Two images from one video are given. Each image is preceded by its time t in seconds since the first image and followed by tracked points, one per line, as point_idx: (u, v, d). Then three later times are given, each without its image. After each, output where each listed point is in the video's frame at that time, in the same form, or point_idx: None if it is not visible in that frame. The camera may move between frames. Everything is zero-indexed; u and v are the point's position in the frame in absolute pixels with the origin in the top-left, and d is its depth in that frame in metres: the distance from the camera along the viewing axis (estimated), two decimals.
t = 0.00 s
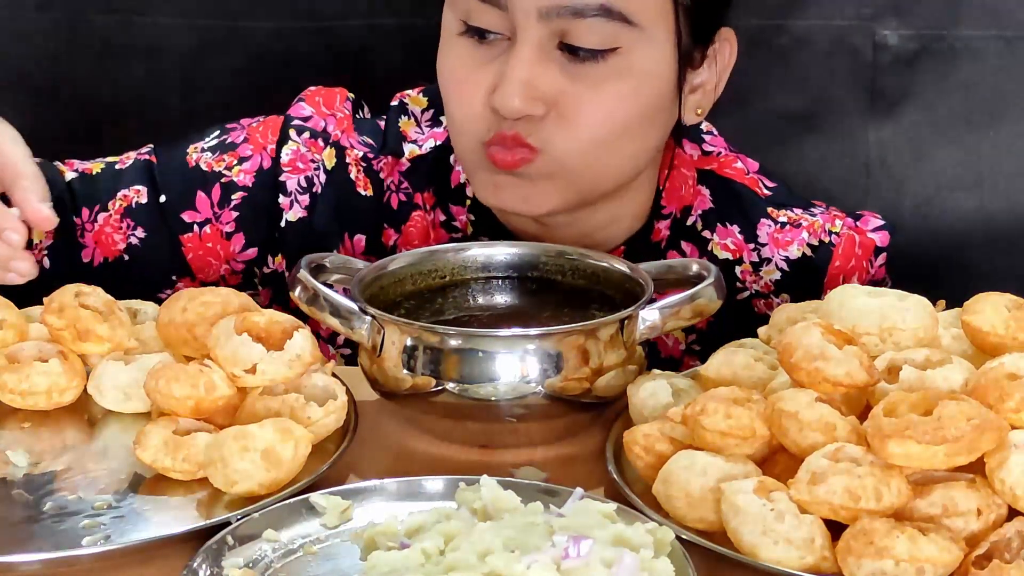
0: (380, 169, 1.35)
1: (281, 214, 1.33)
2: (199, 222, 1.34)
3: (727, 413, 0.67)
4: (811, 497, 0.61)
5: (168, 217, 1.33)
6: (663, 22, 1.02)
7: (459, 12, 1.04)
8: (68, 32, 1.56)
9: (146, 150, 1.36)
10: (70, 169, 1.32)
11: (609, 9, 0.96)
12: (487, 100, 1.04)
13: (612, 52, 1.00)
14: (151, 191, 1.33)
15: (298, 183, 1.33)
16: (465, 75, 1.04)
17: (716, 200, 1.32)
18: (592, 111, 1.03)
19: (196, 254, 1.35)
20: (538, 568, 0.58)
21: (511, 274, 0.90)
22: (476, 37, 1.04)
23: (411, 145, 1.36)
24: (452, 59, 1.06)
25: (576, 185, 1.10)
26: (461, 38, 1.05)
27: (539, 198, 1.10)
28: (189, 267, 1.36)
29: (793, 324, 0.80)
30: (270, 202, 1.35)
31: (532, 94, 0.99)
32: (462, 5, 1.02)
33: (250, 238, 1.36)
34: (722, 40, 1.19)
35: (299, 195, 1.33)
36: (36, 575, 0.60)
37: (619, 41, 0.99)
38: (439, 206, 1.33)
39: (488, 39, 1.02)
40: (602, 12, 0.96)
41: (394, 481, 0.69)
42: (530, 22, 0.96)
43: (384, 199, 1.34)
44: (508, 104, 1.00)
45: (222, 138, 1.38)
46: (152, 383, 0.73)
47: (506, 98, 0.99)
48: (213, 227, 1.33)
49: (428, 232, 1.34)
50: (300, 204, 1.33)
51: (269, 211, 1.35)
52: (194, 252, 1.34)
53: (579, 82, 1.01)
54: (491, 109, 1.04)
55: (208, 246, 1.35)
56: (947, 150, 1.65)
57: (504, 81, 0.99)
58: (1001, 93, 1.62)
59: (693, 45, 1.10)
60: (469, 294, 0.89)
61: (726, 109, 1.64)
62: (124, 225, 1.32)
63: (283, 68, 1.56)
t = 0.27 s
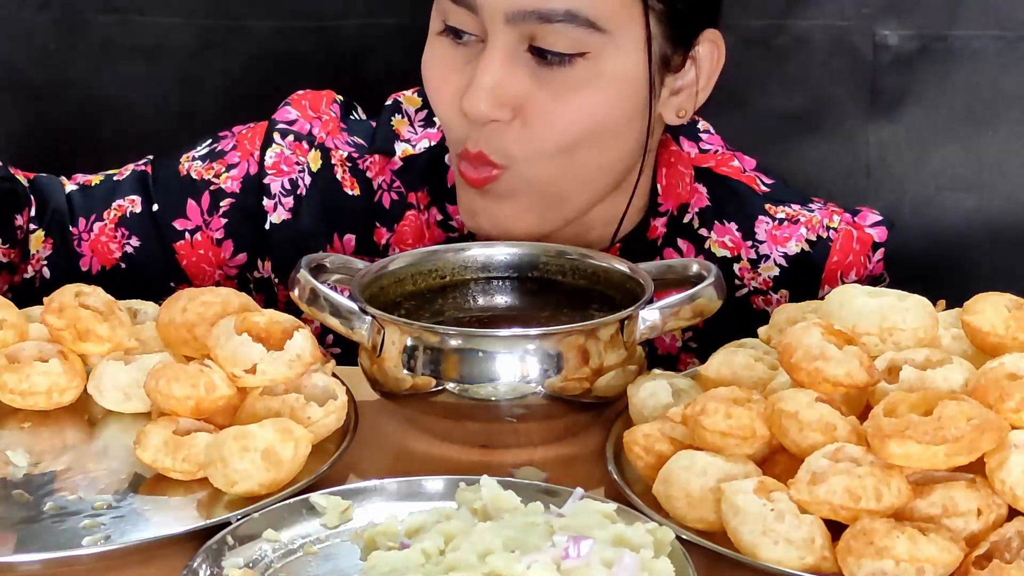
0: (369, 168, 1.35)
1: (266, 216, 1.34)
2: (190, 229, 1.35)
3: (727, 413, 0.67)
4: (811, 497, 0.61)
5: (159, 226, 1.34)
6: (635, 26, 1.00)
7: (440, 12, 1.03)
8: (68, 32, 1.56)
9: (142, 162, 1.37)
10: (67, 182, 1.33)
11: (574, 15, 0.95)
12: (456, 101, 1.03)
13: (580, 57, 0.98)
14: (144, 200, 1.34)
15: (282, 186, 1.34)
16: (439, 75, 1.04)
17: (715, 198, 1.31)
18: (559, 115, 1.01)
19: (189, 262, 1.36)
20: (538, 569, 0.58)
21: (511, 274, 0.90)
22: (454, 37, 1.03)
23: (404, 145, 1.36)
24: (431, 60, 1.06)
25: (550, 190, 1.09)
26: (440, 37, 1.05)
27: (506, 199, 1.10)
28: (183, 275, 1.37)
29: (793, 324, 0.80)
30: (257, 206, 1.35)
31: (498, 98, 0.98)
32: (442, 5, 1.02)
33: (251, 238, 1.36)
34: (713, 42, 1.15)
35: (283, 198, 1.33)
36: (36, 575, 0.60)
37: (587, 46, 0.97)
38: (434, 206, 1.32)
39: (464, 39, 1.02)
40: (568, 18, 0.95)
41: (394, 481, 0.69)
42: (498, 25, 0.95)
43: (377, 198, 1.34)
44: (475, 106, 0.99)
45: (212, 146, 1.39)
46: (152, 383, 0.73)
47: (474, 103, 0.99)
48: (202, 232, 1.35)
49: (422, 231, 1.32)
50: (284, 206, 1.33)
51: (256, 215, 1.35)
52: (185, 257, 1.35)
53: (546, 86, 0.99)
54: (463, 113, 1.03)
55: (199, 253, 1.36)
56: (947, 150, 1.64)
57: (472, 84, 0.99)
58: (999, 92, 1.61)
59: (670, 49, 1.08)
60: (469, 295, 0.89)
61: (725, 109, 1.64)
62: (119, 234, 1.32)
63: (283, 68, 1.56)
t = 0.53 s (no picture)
0: (367, 168, 1.35)
1: (262, 217, 1.34)
2: (189, 232, 1.35)
3: (727, 413, 0.67)
4: (811, 497, 0.61)
5: (157, 230, 1.33)
6: (617, 33, 1.00)
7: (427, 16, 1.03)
8: (68, 32, 1.55)
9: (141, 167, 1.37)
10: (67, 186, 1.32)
11: (555, 22, 0.95)
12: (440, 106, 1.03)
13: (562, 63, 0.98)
14: (144, 204, 1.34)
15: (279, 187, 1.34)
16: (424, 78, 1.04)
17: (715, 198, 1.31)
18: (542, 122, 1.01)
19: (189, 265, 1.36)
20: (537, 569, 0.58)
21: (510, 274, 0.90)
22: (440, 42, 1.03)
23: (402, 145, 1.36)
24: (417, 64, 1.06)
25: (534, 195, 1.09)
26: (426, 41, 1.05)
27: (491, 203, 1.10)
28: (182, 277, 1.37)
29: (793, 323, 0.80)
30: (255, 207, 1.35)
31: (480, 103, 0.98)
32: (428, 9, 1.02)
33: (251, 237, 1.36)
34: (706, 47, 1.14)
35: (279, 199, 1.33)
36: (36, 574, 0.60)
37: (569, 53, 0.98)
38: (433, 205, 1.32)
39: (449, 44, 1.02)
40: (548, 25, 0.95)
41: (394, 481, 0.69)
42: (480, 32, 0.96)
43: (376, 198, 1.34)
44: (458, 112, 0.99)
45: (210, 149, 1.39)
46: (152, 383, 0.73)
47: (457, 108, 0.99)
48: (202, 235, 1.35)
49: (421, 231, 1.32)
50: (280, 207, 1.33)
51: (253, 217, 1.35)
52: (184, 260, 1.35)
53: (528, 92, 1.00)
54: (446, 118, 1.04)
55: (199, 256, 1.36)
56: (947, 150, 1.65)
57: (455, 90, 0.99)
58: (999, 93, 1.61)
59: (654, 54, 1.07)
60: (469, 294, 0.89)
61: (725, 109, 1.64)
62: (120, 239, 1.31)
63: (283, 69, 1.56)
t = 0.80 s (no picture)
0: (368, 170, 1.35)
1: (264, 220, 1.34)
2: (190, 235, 1.35)
3: (727, 413, 0.67)
4: (811, 497, 0.61)
5: (158, 233, 1.33)
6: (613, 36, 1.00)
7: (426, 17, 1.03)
8: (69, 32, 1.56)
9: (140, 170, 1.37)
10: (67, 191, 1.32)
11: (549, 26, 0.94)
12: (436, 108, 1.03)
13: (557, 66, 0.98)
14: (145, 208, 1.33)
15: (280, 189, 1.33)
16: (422, 79, 1.04)
17: (716, 198, 1.31)
18: (537, 125, 1.01)
19: (190, 267, 1.36)
20: (537, 569, 0.58)
21: (511, 274, 0.90)
22: (438, 44, 1.03)
23: (404, 145, 1.36)
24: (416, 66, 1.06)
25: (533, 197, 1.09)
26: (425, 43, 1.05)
27: (490, 205, 1.10)
28: (183, 279, 1.37)
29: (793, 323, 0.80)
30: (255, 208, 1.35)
31: (476, 106, 0.98)
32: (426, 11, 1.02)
33: (250, 238, 1.36)
34: (705, 50, 1.14)
35: (281, 201, 1.33)
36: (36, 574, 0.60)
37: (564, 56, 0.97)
38: (433, 206, 1.33)
39: (447, 46, 1.02)
40: (543, 29, 0.95)
41: (394, 481, 0.69)
42: (476, 35, 0.96)
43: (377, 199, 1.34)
44: (454, 114, 0.99)
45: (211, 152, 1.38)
46: (152, 383, 0.73)
47: (454, 110, 0.99)
48: (203, 238, 1.35)
49: (422, 232, 1.33)
50: (282, 210, 1.33)
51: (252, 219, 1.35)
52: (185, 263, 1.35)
53: (523, 95, 1.00)
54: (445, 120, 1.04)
55: (201, 258, 1.36)
56: (948, 151, 1.64)
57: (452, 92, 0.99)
58: (1000, 92, 1.61)
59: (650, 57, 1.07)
60: (469, 294, 0.89)
61: (725, 109, 1.64)
62: (121, 242, 1.31)
63: (283, 69, 1.56)
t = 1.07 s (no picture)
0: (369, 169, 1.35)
1: (264, 218, 1.34)
2: (191, 235, 1.35)
3: (727, 412, 0.67)
4: (811, 497, 0.61)
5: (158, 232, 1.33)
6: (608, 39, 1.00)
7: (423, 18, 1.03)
8: (69, 32, 1.55)
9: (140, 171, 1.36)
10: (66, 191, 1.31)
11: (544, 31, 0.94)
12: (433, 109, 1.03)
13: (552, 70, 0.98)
14: (145, 208, 1.33)
15: (281, 188, 1.34)
16: (419, 80, 1.04)
17: (716, 197, 1.31)
18: (533, 128, 1.01)
19: (190, 267, 1.36)
20: (538, 569, 0.58)
21: (510, 274, 0.90)
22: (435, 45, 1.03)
23: (404, 145, 1.36)
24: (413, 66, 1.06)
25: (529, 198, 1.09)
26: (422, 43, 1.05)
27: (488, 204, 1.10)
28: (183, 278, 1.36)
29: (793, 324, 0.80)
30: (255, 207, 1.35)
31: (472, 108, 0.98)
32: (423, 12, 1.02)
33: (252, 237, 1.36)
34: (701, 54, 1.13)
35: (281, 200, 1.34)
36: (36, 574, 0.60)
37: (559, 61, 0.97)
38: (433, 205, 1.33)
39: (444, 47, 1.02)
40: (537, 34, 0.94)
41: (394, 481, 0.69)
42: (471, 38, 0.96)
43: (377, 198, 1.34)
44: (450, 117, 0.99)
45: (211, 151, 1.38)
46: (152, 383, 0.73)
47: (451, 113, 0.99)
48: (204, 237, 1.35)
49: (421, 231, 1.33)
50: (283, 208, 1.34)
51: (252, 217, 1.35)
52: (185, 263, 1.35)
53: (519, 98, 1.00)
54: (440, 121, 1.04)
55: (201, 258, 1.35)
56: (947, 151, 1.64)
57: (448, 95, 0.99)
58: (1000, 92, 1.61)
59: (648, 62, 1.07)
60: (469, 294, 0.89)
61: (725, 109, 1.64)
62: (121, 243, 1.30)
63: (283, 68, 1.56)
